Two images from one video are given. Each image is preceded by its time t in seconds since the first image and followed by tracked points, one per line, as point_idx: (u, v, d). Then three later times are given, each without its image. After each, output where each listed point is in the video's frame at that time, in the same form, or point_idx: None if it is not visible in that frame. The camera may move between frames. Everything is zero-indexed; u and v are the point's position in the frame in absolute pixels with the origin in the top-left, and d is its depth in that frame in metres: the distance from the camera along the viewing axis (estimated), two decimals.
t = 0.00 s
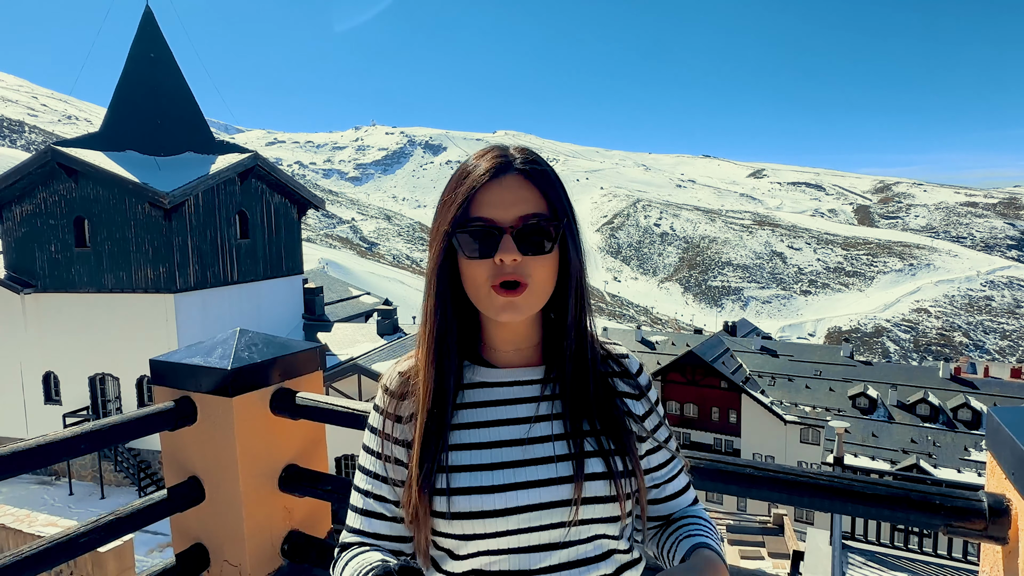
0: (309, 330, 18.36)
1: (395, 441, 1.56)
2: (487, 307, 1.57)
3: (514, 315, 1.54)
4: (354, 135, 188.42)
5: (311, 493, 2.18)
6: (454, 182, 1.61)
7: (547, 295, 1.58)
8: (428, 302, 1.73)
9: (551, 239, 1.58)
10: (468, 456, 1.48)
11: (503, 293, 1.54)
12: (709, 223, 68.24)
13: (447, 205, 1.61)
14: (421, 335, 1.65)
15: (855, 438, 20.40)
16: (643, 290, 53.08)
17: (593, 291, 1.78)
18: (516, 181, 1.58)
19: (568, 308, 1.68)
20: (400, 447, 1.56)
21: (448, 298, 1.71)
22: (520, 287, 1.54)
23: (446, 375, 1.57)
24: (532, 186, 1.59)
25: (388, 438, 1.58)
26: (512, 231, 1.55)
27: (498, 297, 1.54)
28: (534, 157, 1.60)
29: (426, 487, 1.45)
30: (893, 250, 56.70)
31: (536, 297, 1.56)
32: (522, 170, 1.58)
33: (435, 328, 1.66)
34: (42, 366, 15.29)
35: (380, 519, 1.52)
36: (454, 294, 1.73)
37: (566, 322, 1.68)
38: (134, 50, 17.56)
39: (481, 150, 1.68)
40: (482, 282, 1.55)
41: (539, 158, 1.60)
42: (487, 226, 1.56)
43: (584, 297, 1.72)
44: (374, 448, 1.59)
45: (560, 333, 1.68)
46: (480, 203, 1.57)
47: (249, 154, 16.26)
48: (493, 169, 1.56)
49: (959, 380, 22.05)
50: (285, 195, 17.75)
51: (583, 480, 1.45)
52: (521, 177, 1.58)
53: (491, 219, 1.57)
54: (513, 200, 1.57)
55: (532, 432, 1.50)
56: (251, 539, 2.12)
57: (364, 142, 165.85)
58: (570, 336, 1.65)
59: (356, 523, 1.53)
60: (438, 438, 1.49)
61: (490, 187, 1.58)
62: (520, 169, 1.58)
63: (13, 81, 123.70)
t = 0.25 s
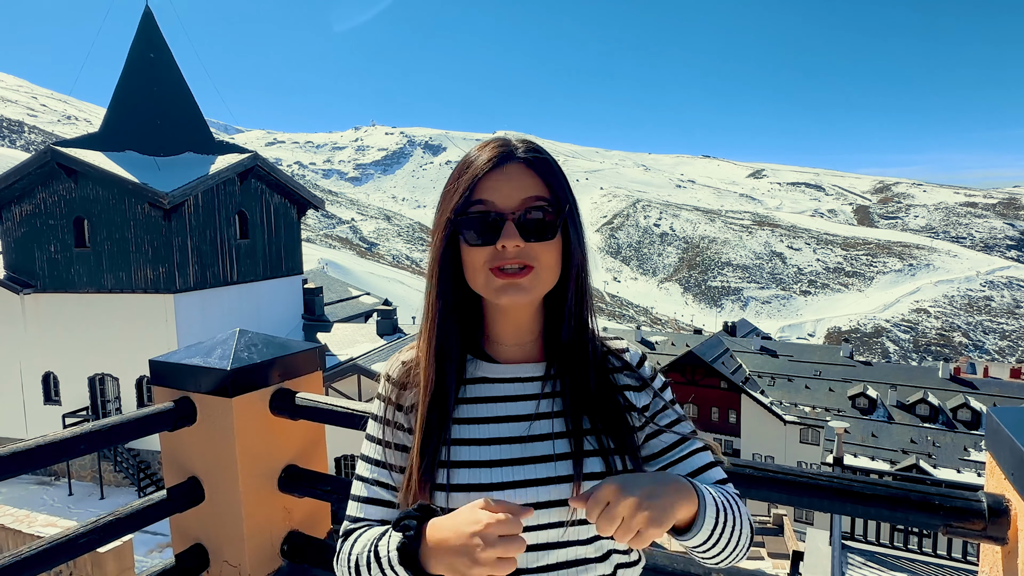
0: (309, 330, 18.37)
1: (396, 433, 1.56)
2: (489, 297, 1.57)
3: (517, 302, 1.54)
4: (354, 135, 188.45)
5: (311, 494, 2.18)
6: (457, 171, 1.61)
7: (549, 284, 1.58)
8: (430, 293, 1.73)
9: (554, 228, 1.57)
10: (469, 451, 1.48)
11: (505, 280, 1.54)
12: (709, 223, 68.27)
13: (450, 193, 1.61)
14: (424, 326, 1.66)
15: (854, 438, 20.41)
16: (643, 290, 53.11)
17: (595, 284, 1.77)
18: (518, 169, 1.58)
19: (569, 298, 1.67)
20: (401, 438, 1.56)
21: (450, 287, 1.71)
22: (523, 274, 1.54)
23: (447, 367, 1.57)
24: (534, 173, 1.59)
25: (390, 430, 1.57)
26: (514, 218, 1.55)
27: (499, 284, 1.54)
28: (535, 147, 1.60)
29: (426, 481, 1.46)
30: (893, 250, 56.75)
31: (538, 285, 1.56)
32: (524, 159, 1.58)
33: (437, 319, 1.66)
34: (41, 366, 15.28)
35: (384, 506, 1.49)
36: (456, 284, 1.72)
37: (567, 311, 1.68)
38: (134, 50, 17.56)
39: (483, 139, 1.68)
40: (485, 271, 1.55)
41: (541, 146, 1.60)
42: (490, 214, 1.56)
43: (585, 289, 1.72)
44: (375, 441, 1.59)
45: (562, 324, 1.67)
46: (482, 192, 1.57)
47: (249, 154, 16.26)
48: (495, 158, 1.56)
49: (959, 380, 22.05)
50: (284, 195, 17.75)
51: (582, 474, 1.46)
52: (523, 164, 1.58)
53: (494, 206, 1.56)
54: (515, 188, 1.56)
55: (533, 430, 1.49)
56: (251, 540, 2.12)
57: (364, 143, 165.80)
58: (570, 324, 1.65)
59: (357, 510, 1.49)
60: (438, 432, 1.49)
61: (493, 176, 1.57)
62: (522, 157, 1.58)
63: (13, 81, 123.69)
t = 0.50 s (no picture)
0: (309, 330, 18.36)
1: (396, 431, 1.57)
2: (492, 297, 1.57)
3: (519, 302, 1.54)
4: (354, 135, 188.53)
5: (310, 495, 2.18)
6: (456, 172, 1.60)
7: (551, 283, 1.58)
8: (433, 293, 1.74)
9: (554, 226, 1.57)
10: (466, 451, 1.47)
11: (507, 280, 1.54)
12: (709, 224, 68.27)
13: (449, 194, 1.61)
14: (426, 326, 1.66)
15: (854, 439, 20.42)
16: (643, 290, 53.11)
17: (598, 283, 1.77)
18: (516, 169, 1.58)
19: (571, 296, 1.67)
20: (401, 436, 1.57)
21: (452, 287, 1.71)
22: (526, 272, 1.55)
23: (448, 366, 1.57)
24: (532, 171, 1.58)
25: (391, 428, 1.58)
26: (513, 218, 1.55)
27: (500, 284, 1.54)
28: (533, 145, 1.60)
29: (426, 480, 1.46)
30: (892, 250, 56.76)
31: (540, 285, 1.56)
32: (522, 159, 1.58)
33: (439, 319, 1.67)
34: (41, 366, 15.27)
35: (384, 507, 1.50)
36: (458, 284, 1.74)
37: (568, 309, 1.69)
38: (134, 50, 17.56)
39: (483, 141, 1.68)
40: (486, 271, 1.55)
41: (539, 145, 1.60)
42: (489, 215, 1.56)
43: (588, 287, 1.71)
44: (376, 440, 1.59)
45: (565, 322, 1.67)
46: (481, 193, 1.58)
47: (248, 154, 16.25)
48: (493, 158, 1.56)
49: (959, 380, 22.04)
50: (284, 195, 17.74)
51: (579, 464, 1.46)
52: (520, 163, 1.57)
53: (493, 208, 1.57)
54: (514, 188, 1.57)
55: (532, 430, 1.49)
56: (250, 540, 2.12)
57: (364, 143, 165.75)
58: (575, 320, 1.66)
59: (355, 507, 1.51)
60: (437, 433, 1.49)
61: (491, 176, 1.57)
62: (519, 156, 1.57)
63: (13, 82, 123.72)
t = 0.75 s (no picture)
0: (309, 331, 18.35)
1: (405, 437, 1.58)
2: (496, 297, 1.57)
3: (526, 300, 1.53)
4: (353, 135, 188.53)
5: (308, 495, 2.18)
6: (453, 176, 1.60)
7: (556, 279, 1.57)
8: (437, 296, 1.74)
9: (553, 221, 1.57)
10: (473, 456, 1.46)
11: (513, 280, 1.54)
12: (709, 224, 68.26)
13: (446, 199, 1.61)
14: (432, 331, 1.66)
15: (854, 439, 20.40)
16: (643, 291, 53.09)
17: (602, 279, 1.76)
18: (510, 167, 1.58)
19: (575, 295, 1.68)
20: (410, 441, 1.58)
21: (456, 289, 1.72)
22: (529, 271, 1.54)
23: (455, 369, 1.57)
24: (526, 170, 1.59)
25: (400, 433, 1.59)
26: (512, 217, 1.55)
27: (506, 284, 1.53)
28: (525, 141, 1.60)
29: (434, 484, 1.46)
30: (892, 250, 56.72)
31: (546, 282, 1.55)
32: (515, 157, 1.58)
33: (443, 321, 1.67)
34: (40, 367, 15.27)
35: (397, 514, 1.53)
36: (460, 288, 1.75)
37: (572, 305, 1.69)
38: (133, 51, 17.56)
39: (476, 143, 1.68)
40: (489, 272, 1.55)
41: (532, 142, 1.60)
42: (487, 215, 1.57)
43: (592, 282, 1.71)
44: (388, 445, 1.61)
45: (570, 319, 1.67)
46: (478, 193, 1.58)
47: (248, 155, 16.24)
48: (488, 158, 1.56)
49: (959, 380, 22.03)
50: (284, 196, 17.73)
51: (590, 467, 1.44)
52: (513, 162, 1.57)
53: (490, 208, 1.57)
54: (510, 186, 1.57)
55: (545, 434, 1.47)
56: (249, 541, 2.12)
57: (363, 143, 165.72)
58: (579, 316, 1.67)
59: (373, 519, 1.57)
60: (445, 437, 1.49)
61: (487, 176, 1.58)
62: (512, 155, 1.57)
63: (12, 82, 123.70)
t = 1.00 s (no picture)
0: (308, 331, 18.36)
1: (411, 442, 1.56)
2: (504, 298, 1.56)
3: (535, 298, 1.53)
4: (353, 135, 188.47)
5: (307, 495, 2.18)
6: (453, 180, 1.61)
7: (563, 277, 1.57)
8: (442, 299, 1.74)
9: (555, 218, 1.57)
10: (482, 460, 1.45)
11: (520, 280, 1.53)
12: (709, 224, 68.24)
13: (446, 203, 1.62)
14: (438, 333, 1.66)
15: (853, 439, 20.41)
16: (643, 291, 53.08)
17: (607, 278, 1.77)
18: (508, 167, 1.58)
19: (580, 295, 1.69)
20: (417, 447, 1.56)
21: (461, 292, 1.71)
22: (536, 269, 1.54)
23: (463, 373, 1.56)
24: (525, 168, 1.59)
25: (406, 438, 1.58)
26: (513, 216, 1.55)
27: (513, 284, 1.53)
28: (522, 142, 1.61)
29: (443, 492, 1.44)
30: (892, 251, 56.71)
31: (553, 280, 1.55)
32: (512, 157, 1.58)
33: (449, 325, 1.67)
34: (40, 367, 15.26)
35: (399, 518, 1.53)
36: (463, 291, 1.75)
37: (578, 306, 1.70)
38: (133, 51, 17.55)
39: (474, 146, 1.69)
40: (495, 274, 1.55)
41: (529, 143, 1.60)
42: (489, 217, 1.57)
43: (598, 280, 1.71)
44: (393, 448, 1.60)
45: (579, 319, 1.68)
46: (478, 195, 1.58)
47: (248, 155, 16.24)
48: (487, 160, 1.57)
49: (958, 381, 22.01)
50: (283, 196, 17.72)
51: (605, 473, 1.45)
52: (512, 163, 1.58)
53: (492, 210, 1.57)
54: (510, 185, 1.57)
55: (560, 439, 1.46)
56: (249, 541, 2.12)
57: (363, 143, 165.71)
58: (585, 315, 1.68)
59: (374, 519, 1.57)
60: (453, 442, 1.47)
61: (487, 178, 1.58)
62: (510, 155, 1.58)
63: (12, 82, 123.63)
